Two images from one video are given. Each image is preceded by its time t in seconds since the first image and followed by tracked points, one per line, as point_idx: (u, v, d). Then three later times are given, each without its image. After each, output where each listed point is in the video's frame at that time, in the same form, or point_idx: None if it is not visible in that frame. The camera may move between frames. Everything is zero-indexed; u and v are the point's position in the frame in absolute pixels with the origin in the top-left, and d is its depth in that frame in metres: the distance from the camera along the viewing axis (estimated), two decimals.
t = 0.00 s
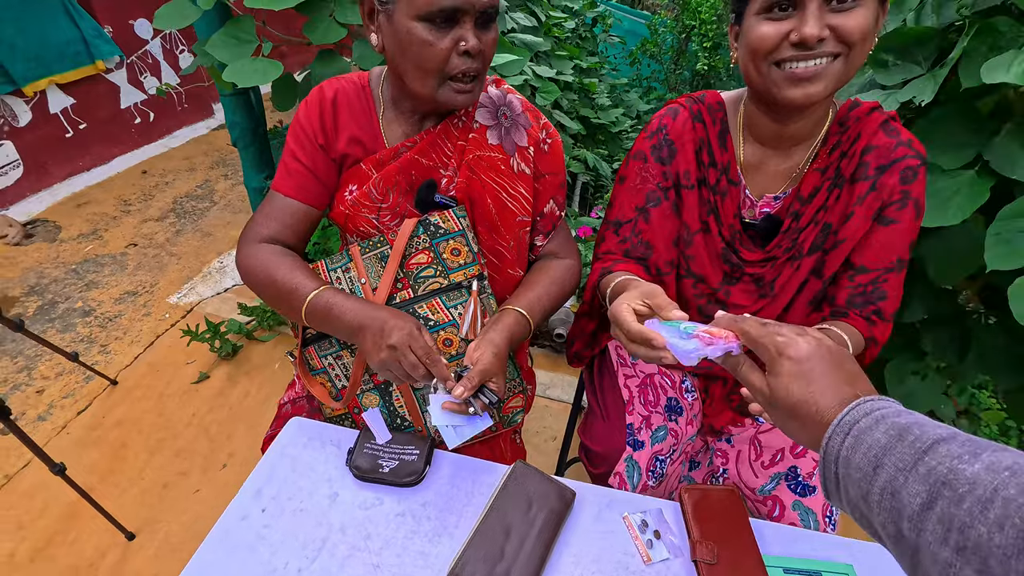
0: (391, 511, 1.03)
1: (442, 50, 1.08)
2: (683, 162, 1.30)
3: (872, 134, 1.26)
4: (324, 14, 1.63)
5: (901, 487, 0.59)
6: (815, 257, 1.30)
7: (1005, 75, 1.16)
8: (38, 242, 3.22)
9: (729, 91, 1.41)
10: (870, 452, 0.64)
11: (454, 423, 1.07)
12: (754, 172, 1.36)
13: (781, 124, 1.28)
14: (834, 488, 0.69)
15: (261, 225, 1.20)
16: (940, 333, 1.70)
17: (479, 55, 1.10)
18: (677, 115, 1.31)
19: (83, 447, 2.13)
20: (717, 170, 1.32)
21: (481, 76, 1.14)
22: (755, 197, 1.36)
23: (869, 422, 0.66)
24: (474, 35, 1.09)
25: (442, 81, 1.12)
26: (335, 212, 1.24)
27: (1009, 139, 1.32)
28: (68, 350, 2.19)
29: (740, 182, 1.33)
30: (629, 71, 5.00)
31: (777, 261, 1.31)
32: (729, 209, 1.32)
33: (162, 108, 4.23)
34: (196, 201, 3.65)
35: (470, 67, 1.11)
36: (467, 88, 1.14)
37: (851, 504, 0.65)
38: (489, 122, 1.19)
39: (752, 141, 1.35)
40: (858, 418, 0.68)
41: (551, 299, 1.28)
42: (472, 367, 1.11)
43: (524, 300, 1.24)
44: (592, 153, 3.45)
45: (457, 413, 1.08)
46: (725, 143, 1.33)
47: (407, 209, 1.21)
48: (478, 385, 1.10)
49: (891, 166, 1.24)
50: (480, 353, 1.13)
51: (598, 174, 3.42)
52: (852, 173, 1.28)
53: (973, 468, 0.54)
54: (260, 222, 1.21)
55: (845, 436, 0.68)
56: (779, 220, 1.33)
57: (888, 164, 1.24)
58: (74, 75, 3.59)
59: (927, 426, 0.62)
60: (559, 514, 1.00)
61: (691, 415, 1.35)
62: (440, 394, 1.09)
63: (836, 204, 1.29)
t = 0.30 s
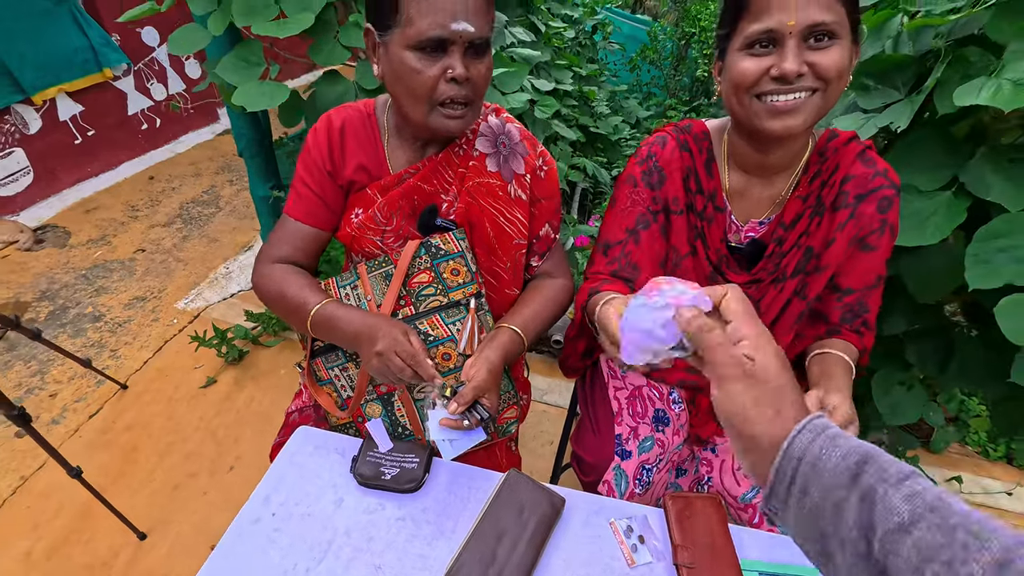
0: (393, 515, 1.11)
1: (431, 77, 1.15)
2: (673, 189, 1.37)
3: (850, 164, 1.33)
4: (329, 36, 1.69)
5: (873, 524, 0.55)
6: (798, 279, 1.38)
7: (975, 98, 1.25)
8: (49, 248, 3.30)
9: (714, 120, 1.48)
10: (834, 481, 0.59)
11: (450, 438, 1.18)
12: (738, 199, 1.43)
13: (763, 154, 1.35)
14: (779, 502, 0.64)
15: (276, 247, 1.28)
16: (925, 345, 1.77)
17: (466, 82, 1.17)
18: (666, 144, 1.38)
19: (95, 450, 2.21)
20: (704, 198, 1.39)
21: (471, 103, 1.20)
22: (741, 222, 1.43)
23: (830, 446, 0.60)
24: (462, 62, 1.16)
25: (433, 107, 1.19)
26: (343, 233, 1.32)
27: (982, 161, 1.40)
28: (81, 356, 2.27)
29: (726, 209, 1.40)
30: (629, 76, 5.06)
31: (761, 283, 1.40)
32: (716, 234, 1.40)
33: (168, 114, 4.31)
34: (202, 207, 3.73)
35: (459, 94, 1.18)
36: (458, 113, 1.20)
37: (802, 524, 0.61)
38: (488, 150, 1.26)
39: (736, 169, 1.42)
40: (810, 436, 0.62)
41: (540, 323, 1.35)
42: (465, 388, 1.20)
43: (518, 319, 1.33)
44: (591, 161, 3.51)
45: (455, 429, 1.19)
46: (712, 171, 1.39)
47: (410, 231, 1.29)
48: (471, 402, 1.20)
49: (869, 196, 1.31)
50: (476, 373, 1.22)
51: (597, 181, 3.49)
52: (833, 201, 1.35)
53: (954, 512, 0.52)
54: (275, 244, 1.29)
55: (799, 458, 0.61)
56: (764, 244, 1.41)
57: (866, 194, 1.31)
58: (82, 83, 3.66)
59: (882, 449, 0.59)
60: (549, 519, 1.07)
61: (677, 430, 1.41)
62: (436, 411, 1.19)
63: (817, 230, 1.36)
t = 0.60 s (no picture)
0: (403, 516, 1.18)
1: (422, 96, 1.23)
2: (667, 213, 1.44)
3: (837, 188, 1.41)
4: (338, 58, 1.77)
5: None
6: (789, 296, 1.46)
7: (946, 133, 1.39)
8: (61, 254, 3.37)
9: (707, 146, 1.55)
10: None
11: (457, 445, 1.31)
12: (731, 222, 1.51)
13: (754, 181, 1.42)
14: None
15: (285, 260, 1.36)
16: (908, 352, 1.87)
17: (456, 101, 1.23)
18: (659, 170, 1.45)
19: (111, 452, 2.29)
20: (697, 222, 1.46)
21: (462, 121, 1.25)
22: (734, 242, 1.51)
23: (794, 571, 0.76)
24: (451, 82, 1.22)
25: (425, 125, 1.25)
26: (353, 251, 1.41)
27: (955, 183, 1.54)
28: (97, 361, 2.35)
29: (718, 232, 1.48)
30: (629, 82, 5.13)
31: (753, 300, 1.46)
32: (709, 255, 1.47)
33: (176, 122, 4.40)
34: (209, 213, 3.81)
35: (448, 112, 1.24)
36: (449, 130, 1.26)
37: None
38: (491, 173, 1.34)
39: (730, 194, 1.50)
40: (772, 559, 0.77)
41: (546, 328, 1.47)
42: (469, 397, 1.31)
43: (521, 331, 1.43)
44: (591, 168, 3.59)
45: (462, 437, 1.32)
46: (704, 196, 1.47)
47: (417, 249, 1.37)
48: (474, 410, 1.32)
49: (857, 218, 1.40)
50: (481, 381, 1.33)
51: (597, 189, 3.57)
52: (820, 223, 1.43)
53: None
54: (284, 258, 1.37)
55: None
56: (756, 264, 1.48)
57: (853, 216, 1.40)
58: (93, 92, 3.74)
59: None
60: (548, 519, 1.15)
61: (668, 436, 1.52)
62: (445, 420, 1.33)
63: (807, 249, 1.44)
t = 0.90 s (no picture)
0: (408, 512, 1.25)
1: (419, 114, 1.30)
2: (655, 223, 1.50)
3: (820, 203, 1.47)
4: (343, 72, 1.83)
5: None
6: (775, 303, 1.53)
7: (923, 145, 1.44)
8: (71, 259, 3.44)
9: (699, 159, 1.61)
10: None
11: (455, 444, 1.38)
12: (719, 232, 1.57)
13: (743, 196, 1.49)
14: None
15: (280, 248, 1.41)
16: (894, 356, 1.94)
17: (450, 120, 1.30)
18: (651, 182, 1.51)
19: (122, 453, 2.36)
20: (685, 232, 1.53)
21: (457, 138, 1.32)
22: (721, 251, 1.58)
23: None
24: (447, 101, 1.29)
25: (423, 141, 1.32)
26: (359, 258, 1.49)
27: (938, 193, 1.60)
28: (108, 365, 2.41)
29: (703, 242, 1.54)
30: (628, 88, 5.18)
31: (741, 306, 1.53)
32: (695, 264, 1.54)
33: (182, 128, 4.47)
34: (215, 219, 3.88)
35: (444, 129, 1.30)
36: (446, 145, 1.33)
37: None
38: (491, 187, 1.40)
39: (719, 206, 1.56)
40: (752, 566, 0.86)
41: (543, 337, 1.55)
42: (464, 398, 1.40)
43: (517, 339, 1.50)
44: (591, 174, 3.65)
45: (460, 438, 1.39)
46: (692, 207, 1.53)
47: (419, 259, 1.44)
48: (472, 410, 1.41)
49: (838, 230, 1.45)
50: (478, 383, 1.42)
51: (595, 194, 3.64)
52: (803, 235, 1.49)
53: None
54: (278, 246, 1.41)
55: None
56: (742, 272, 1.56)
57: (835, 228, 1.45)
58: (102, 99, 3.81)
59: None
60: (546, 516, 1.20)
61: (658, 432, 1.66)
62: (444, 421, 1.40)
63: (790, 259, 1.51)
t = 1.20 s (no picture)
0: (409, 509, 1.29)
1: (422, 126, 1.34)
2: (651, 226, 1.54)
3: (810, 204, 1.51)
4: (345, 80, 1.86)
5: None
6: (768, 302, 1.56)
7: (917, 153, 1.46)
8: (76, 261, 3.48)
9: (694, 162, 1.65)
10: None
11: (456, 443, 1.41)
12: (714, 233, 1.61)
13: (735, 200, 1.53)
14: None
15: (281, 249, 1.45)
16: (888, 357, 1.97)
17: (453, 132, 1.34)
18: (647, 186, 1.54)
19: (128, 453, 2.40)
20: (681, 234, 1.56)
21: (459, 149, 1.36)
22: (717, 252, 1.61)
23: (753, 566, 0.84)
24: (449, 114, 1.33)
25: (425, 150, 1.36)
26: (360, 262, 1.52)
27: (930, 200, 1.62)
28: (115, 366, 2.45)
29: (699, 243, 1.57)
30: (628, 91, 5.21)
31: (735, 304, 1.57)
32: (691, 264, 1.57)
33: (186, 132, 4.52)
34: (218, 222, 3.92)
35: (446, 141, 1.35)
36: (448, 156, 1.37)
37: None
38: (490, 192, 1.44)
39: (713, 208, 1.60)
40: (731, 557, 0.85)
41: (540, 338, 1.58)
42: (464, 400, 1.43)
43: (516, 340, 1.54)
44: (591, 177, 3.69)
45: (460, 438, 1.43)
46: (688, 210, 1.57)
47: (419, 262, 1.49)
48: (471, 411, 1.44)
49: (827, 229, 1.49)
50: (476, 385, 1.45)
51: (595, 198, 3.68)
52: (795, 235, 1.52)
53: None
54: (279, 247, 1.45)
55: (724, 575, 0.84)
56: (737, 272, 1.58)
57: (826, 228, 1.49)
58: (107, 104, 3.85)
59: None
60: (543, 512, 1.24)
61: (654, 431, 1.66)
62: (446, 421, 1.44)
63: (782, 259, 1.54)
